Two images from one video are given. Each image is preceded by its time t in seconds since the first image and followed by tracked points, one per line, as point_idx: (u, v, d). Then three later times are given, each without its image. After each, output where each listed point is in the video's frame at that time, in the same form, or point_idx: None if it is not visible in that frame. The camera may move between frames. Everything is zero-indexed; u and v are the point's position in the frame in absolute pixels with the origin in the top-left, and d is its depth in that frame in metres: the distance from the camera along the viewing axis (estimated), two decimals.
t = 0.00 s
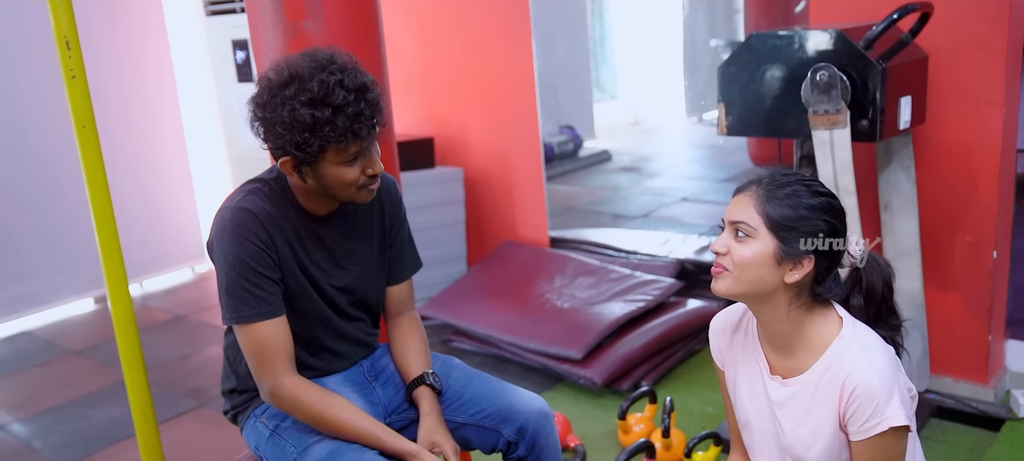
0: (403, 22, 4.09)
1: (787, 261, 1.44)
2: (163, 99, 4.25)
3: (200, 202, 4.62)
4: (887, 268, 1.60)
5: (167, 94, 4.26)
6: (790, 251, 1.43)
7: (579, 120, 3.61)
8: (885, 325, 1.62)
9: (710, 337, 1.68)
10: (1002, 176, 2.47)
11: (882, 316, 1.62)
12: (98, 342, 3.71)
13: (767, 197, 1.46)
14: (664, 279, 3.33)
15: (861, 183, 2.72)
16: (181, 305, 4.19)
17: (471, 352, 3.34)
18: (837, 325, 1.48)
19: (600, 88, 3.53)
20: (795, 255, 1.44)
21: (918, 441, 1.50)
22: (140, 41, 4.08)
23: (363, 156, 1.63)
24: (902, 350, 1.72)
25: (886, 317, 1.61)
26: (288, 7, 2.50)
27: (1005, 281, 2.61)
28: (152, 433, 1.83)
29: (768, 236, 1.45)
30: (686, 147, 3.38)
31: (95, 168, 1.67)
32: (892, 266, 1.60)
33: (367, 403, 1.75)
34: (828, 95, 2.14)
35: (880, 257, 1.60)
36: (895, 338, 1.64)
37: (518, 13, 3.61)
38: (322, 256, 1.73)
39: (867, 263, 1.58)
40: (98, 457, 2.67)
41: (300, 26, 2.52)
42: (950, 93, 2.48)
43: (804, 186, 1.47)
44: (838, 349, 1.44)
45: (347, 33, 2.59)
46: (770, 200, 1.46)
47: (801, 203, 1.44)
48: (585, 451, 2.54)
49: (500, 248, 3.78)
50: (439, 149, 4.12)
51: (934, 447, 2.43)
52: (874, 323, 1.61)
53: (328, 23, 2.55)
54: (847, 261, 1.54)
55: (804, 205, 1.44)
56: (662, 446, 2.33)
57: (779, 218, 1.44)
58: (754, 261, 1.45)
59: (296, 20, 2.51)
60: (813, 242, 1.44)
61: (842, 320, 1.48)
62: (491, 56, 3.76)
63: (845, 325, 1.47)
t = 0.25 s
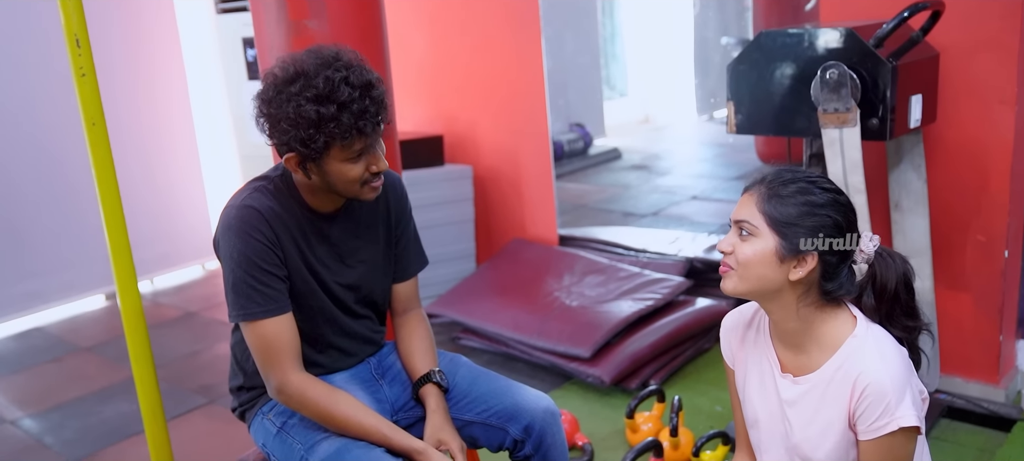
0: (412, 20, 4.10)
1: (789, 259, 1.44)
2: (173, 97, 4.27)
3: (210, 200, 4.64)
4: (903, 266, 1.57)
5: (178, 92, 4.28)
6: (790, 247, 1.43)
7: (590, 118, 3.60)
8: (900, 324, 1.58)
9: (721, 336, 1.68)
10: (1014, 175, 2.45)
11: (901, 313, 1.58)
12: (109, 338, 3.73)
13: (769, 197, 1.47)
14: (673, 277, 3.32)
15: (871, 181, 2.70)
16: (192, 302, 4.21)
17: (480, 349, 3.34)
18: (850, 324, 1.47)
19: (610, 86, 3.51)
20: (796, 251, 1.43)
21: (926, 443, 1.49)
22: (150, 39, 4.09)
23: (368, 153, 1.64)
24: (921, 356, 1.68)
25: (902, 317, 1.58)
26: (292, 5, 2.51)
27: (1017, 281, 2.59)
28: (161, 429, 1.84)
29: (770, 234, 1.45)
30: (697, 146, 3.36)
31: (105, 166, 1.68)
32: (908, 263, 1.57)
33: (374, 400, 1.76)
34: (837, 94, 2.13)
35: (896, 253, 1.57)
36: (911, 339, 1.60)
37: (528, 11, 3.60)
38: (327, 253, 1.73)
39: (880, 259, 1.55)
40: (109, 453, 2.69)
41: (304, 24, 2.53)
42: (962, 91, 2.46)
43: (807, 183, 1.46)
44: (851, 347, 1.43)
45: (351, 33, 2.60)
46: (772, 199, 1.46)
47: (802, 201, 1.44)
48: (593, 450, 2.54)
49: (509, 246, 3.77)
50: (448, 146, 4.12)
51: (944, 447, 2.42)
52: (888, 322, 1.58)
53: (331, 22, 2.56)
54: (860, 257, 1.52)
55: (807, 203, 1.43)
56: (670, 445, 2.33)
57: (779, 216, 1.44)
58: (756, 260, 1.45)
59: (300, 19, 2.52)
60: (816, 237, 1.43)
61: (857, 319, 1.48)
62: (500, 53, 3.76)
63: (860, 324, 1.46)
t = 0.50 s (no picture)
0: (418, 17, 4.10)
1: (797, 256, 1.44)
2: (180, 95, 4.28)
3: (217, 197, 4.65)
4: (911, 265, 1.55)
5: (185, 90, 4.29)
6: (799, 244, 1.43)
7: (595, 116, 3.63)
8: (907, 323, 1.56)
9: (726, 335, 1.67)
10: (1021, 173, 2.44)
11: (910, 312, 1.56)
12: (115, 335, 3.74)
13: (781, 192, 1.46)
14: (679, 275, 3.32)
15: (878, 180, 2.69)
16: (198, 299, 4.23)
17: (485, 347, 3.34)
18: (856, 322, 1.47)
19: (617, 84, 3.53)
20: (804, 248, 1.43)
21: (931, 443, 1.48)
22: (157, 37, 4.11)
23: (368, 166, 1.63)
24: (928, 358, 1.65)
25: (909, 316, 1.56)
26: (293, 4, 2.52)
27: None
28: (166, 426, 1.84)
29: (779, 230, 1.45)
30: (703, 143, 3.35)
31: (110, 162, 1.69)
32: (915, 260, 1.54)
33: (377, 396, 1.76)
34: (843, 92, 2.13)
35: (903, 252, 1.55)
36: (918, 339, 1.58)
37: (534, 9, 3.60)
38: (330, 250, 1.73)
39: (887, 258, 1.53)
40: (115, 449, 2.70)
41: (305, 22, 2.53)
42: (969, 89, 2.45)
43: (820, 180, 1.45)
44: (856, 345, 1.43)
45: (352, 33, 2.60)
46: (782, 194, 1.46)
47: (812, 199, 1.44)
48: (598, 448, 2.54)
49: (515, 244, 3.77)
50: (454, 144, 4.12)
51: (949, 447, 2.41)
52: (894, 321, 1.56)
53: (332, 20, 2.56)
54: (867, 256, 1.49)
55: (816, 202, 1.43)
56: (675, 444, 2.33)
57: (790, 213, 1.44)
58: (765, 255, 1.45)
59: (301, 17, 2.53)
60: (826, 237, 1.43)
61: (863, 317, 1.48)
62: (506, 51, 3.76)
63: (866, 323, 1.45)
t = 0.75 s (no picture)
0: (425, 16, 4.09)
1: (807, 260, 1.43)
2: (186, 93, 4.29)
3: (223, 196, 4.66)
4: (918, 257, 1.57)
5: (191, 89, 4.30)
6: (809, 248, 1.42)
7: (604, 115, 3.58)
8: (913, 316, 1.58)
9: (732, 332, 1.66)
10: None
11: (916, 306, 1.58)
12: (122, 333, 3.76)
13: (783, 196, 1.45)
14: (685, 274, 3.31)
15: (884, 178, 2.68)
16: (205, 297, 4.24)
17: (490, 345, 3.35)
18: (865, 321, 1.46)
19: (623, 82, 3.52)
20: (815, 252, 1.42)
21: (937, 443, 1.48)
22: (164, 36, 4.12)
23: (376, 162, 1.63)
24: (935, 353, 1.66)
25: (916, 310, 1.58)
26: (297, 2, 2.52)
27: None
28: (172, 424, 1.85)
29: (786, 235, 1.44)
30: (710, 142, 3.34)
31: (116, 161, 1.69)
32: (923, 254, 1.56)
33: (382, 394, 1.76)
34: (848, 90, 2.13)
35: (912, 245, 1.57)
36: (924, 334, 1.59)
37: (540, 7, 3.59)
38: (334, 250, 1.74)
39: (896, 250, 1.55)
40: (122, 447, 2.71)
41: (309, 21, 2.54)
42: (976, 87, 2.44)
43: (823, 182, 1.44)
44: (864, 344, 1.43)
45: (356, 34, 2.60)
46: (786, 198, 1.44)
47: (817, 199, 1.42)
48: (603, 447, 2.54)
49: (521, 242, 3.77)
50: (460, 142, 4.12)
51: (956, 447, 2.40)
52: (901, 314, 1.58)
53: (336, 19, 2.56)
54: (876, 249, 1.50)
55: (821, 202, 1.42)
56: (680, 442, 2.33)
57: (795, 216, 1.43)
58: (773, 261, 1.44)
59: (305, 15, 2.53)
60: (831, 238, 1.41)
61: (871, 316, 1.47)
62: (512, 49, 3.76)
63: (875, 321, 1.45)
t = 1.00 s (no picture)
0: (430, 14, 4.09)
1: (822, 261, 1.41)
2: (191, 91, 4.29)
3: (229, 194, 4.67)
4: (921, 223, 1.52)
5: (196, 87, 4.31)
6: (820, 251, 1.39)
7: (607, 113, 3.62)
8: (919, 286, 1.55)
9: (739, 328, 1.65)
10: None
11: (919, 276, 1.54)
12: (128, 330, 3.77)
13: (775, 205, 1.41)
14: (689, 272, 3.31)
15: (890, 177, 2.67)
16: (210, 294, 4.25)
17: (495, 343, 3.35)
18: (877, 315, 1.45)
19: (628, 80, 3.53)
20: (829, 250, 1.40)
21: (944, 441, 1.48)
22: (169, 34, 4.13)
23: (378, 150, 1.64)
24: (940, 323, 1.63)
25: (925, 275, 1.55)
26: None
27: None
28: (176, 421, 1.85)
29: (791, 245, 1.40)
30: (716, 140, 3.34)
31: (120, 158, 1.69)
32: (925, 218, 1.52)
33: (386, 391, 1.76)
34: (854, 88, 2.11)
35: (913, 212, 1.52)
36: (934, 297, 1.57)
37: (545, 5, 3.59)
38: (336, 247, 1.74)
39: (898, 220, 1.49)
40: (127, 443, 2.72)
41: (316, 18, 2.53)
42: (983, 86, 2.43)
43: (815, 183, 1.41)
44: (877, 339, 1.41)
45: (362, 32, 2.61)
46: (781, 209, 1.40)
47: (814, 198, 1.40)
48: (607, 445, 2.54)
49: (525, 240, 3.77)
50: (464, 140, 4.12)
51: (961, 446, 2.39)
52: (911, 284, 1.54)
53: (344, 17, 2.56)
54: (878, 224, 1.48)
55: (818, 200, 1.39)
56: (684, 441, 2.33)
57: (793, 223, 1.39)
58: (790, 270, 1.41)
59: (312, 13, 2.53)
60: (840, 233, 1.39)
61: (882, 310, 1.46)
62: (517, 47, 3.75)
63: (888, 316, 1.44)
